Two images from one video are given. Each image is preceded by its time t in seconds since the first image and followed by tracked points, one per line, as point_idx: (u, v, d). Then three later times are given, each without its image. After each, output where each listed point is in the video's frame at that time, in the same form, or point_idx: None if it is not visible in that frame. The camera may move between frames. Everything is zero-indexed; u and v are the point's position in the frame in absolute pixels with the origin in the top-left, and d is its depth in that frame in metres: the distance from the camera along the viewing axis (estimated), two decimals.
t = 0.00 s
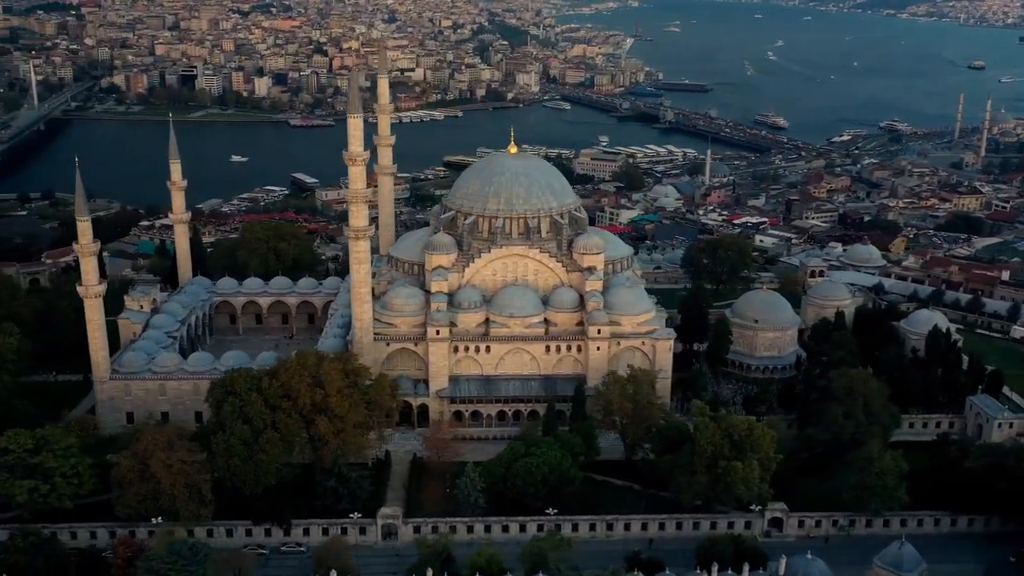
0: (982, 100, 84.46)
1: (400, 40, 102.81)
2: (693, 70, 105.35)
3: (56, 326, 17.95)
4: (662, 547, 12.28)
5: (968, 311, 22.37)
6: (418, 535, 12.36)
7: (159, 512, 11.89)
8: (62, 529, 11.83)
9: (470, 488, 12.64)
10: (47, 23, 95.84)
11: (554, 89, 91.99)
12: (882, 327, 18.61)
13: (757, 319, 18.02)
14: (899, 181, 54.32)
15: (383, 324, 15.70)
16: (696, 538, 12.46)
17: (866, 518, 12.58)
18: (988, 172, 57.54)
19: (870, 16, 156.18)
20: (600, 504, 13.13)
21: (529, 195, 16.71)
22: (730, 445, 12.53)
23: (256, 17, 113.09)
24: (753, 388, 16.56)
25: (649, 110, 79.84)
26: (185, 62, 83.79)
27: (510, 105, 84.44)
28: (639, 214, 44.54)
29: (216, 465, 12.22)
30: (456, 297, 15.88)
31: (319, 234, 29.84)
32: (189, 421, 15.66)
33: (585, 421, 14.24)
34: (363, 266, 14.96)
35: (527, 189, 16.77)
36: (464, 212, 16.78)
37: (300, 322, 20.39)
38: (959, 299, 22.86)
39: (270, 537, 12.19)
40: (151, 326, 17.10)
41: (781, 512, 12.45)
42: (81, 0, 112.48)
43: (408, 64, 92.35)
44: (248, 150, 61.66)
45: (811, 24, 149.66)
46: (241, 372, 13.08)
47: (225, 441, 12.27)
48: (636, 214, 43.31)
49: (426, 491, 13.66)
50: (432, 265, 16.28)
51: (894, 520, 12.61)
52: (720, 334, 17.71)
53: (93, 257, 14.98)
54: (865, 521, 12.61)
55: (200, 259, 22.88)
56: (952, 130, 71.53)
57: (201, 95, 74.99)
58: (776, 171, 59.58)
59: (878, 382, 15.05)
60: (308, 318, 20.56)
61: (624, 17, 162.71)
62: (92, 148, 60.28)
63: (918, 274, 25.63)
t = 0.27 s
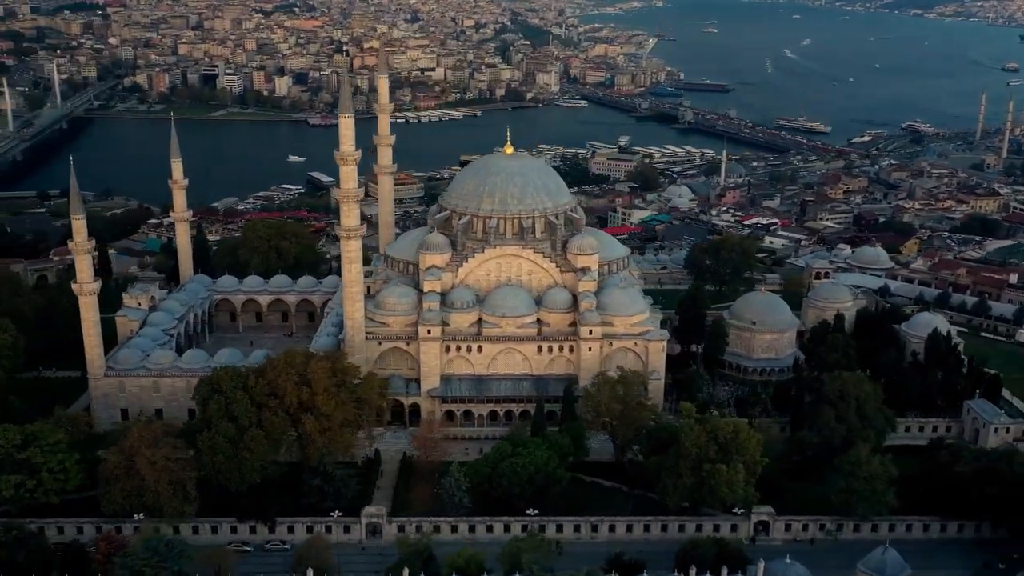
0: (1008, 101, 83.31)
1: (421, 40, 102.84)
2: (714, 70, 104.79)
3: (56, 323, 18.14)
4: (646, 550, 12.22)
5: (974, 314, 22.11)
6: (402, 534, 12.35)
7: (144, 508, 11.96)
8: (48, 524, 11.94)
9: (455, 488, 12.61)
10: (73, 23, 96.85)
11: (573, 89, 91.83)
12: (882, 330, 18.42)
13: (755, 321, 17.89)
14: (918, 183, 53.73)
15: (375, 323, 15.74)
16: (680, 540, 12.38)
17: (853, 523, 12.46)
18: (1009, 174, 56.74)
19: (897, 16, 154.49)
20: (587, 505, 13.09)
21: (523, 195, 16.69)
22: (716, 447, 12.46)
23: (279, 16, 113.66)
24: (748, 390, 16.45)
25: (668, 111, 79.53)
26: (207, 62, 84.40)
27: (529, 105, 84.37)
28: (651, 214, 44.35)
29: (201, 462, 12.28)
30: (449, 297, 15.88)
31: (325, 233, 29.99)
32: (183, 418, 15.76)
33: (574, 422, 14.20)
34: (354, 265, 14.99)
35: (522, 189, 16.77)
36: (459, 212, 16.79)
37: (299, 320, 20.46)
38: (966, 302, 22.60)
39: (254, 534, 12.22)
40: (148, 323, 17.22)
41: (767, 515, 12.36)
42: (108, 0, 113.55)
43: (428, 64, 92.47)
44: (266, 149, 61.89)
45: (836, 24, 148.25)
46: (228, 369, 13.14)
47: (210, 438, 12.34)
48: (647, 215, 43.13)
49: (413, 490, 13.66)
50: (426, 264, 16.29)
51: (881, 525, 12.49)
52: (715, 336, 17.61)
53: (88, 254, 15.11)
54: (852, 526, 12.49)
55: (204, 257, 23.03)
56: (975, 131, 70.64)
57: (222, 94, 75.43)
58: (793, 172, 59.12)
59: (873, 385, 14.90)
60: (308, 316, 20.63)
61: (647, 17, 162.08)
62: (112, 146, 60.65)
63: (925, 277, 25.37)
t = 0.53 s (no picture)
0: None
1: (438, 40, 102.77)
2: (732, 71, 104.30)
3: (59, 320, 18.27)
4: (636, 551, 12.18)
5: (980, 317, 21.90)
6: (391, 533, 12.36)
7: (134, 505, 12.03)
8: (40, 520, 12.03)
9: (444, 488, 12.61)
10: (93, 22, 97.55)
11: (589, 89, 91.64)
12: (883, 332, 18.28)
13: (754, 323, 17.77)
14: (933, 184, 53.24)
15: (371, 323, 15.77)
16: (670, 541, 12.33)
17: (845, 526, 12.37)
18: None
19: (919, 16, 153.05)
20: (578, 506, 13.05)
21: (520, 195, 16.69)
22: (705, 448, 12.41)
23: (298, 16, 114.02)
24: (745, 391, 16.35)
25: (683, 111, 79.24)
26: (225, 61, 84.78)
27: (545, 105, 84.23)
28: (661, 215, 44.19)
29: (191, 459, 12.32)
30: (445, 296, 15.88)
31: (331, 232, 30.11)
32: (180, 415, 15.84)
33: (566, 422, 14.16)
34: (349, 264, 15.02)
35: (519, 189, 16.77)
36: (456, 211, 16.80)
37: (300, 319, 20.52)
38: (971, 304, 22.39)
39: (244, 531, 12.26)
40: (147, 321, 17.32)
41: (757, 518, 12.30)
42: (128, 0, 114.26)
43: (444, 63, 92.52)
44: (283, 148, 62.06)
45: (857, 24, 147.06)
46: (220, 367, 13.20)
47: (200, 436, 12.39)
48: (656, 215, 42.94)
49: (406, 489, 13.66)
50: (422, 264, 16.29)
51: (873, 529, 12.40)
52: (713, 337, 17.54)
53: (85, 252, 15.22)
54: (844, 529, 12.40)
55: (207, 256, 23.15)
56: (994, 132, 69.89)
57: (238, 93, 75.71)
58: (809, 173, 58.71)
59: (869, 387, 14.79)
60: (309, 315, 20.69)
61: (667, 16, 161.48)
62: (129, 145, 61.02)
63: (932, 279, 25.17)
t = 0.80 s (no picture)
0: None
1: (456, 40, 102.74)
2: (750, 71, 103.76)
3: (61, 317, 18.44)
4: (625, 552, 12.16)
5: (987, 320, 21.71)
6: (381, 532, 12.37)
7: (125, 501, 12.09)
8: (32, 515, 12.11)
9: (435, 487, 12.61)
10: (114, 23, 98.30)
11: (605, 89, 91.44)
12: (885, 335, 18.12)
13: (754, 324, 17.65)
14: (948, 186, 52.70)
15: (367, 321, 15.81)
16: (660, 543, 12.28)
17: (837, 530, 12.27)
18: None
19: (942, 17, 151.56)
20: (569, 506, 13.03)
21: (518, 195, 16.69)
22: (696, 450, 12.37)
23: (317, 16, 114.40)
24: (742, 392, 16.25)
25: (700, 111, 78.92)
26: (243, 61, 85.21)
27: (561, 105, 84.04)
28: (671, 215, 44.02)
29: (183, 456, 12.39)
30: (441, 295, 15.87)
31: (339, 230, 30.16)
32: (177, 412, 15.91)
33: (560, 423, 14.14)
34: (345, 263, 15.05)
35: (517, 189, 16.76)
36: (454, 210, 16.81)
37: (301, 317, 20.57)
38: (978, 307, 22.19)
39: (235, 529, 12.30)
40: (147, 319, 17.42)
41: (748, 521, 12.22)
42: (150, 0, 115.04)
43: (461, 63, 92.58)
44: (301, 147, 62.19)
45: (879, 24, 145.80)
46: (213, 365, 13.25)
47: (192, 433, 12.45)
48: (666, 216, 42.76)
49: (398, 488, 13.68)
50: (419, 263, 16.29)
51: (864, 533, 12.31)
52: (712, 338, 17.47)
53: (83, 250, 15.32)
54: (836, 532, 12.30)
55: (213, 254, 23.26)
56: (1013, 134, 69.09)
57: (255, 93, 76.02)
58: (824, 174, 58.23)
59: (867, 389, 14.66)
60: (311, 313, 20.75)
61: (686, 17, 160.89)
62: (147, 144, 61.45)
63: (940, 281, 24.94)
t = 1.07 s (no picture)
0: None
1: (479, 40, 102.79)
2: (776, 71, 103.01)
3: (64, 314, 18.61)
4: (610, 554, 12.11)
5: (995, 324, 21.43)
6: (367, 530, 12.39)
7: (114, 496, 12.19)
8: (23, 510, 12.24)
9: (422, 486, 12.62)
10: (142, 22, 99.22)
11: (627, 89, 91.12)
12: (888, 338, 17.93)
13: (754, 326, 17.52)
14: (970, 188, 52.03)
15: (362, 320, 15.87)
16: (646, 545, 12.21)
17: (826, 535, 12.15)
18: None
19: (974, 18, 149.56)
20: (558, 507, 12.99)
21: (516, 194, 16.67)
22: (683, 452, 12.31)
23: (343, 15, 114.85)
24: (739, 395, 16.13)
25: (722, 112, 78.47)
26: (267, 60, 85.71)
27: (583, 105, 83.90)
28: (687, 216, 43.80)
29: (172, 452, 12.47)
30: (437, 295, 15.88)
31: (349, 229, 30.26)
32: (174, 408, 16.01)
33: (551, 423, 14.11)
34: (340, 261, 15.10)
35: (515, 188, 16.75)
36: (452, 210, 16.83)
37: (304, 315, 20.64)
38: (987, 310, 21.89)
39: (223, 525, 12.37)
40: (148, 315, 17.56)
41: (736, 524, 12.13)
42: None
43: (484, 63, 92.61)
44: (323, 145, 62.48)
45: (908, 24, 144.19)
46: (203, 363, 13.33)
47: (181, 429, 12.53)
48: (680, 217, 42.56)
49: (388, 487, 13.69)
50: (416, 262, 16.31)
51: (854, 538, 12.19)
52: (710, 340, 17.37)
53: (82, 247, 15.47)
54: (824, 537, 12.17)
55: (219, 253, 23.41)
56: None
57: (278, 91, 76.38)
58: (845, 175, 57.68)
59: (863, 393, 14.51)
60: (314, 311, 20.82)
61: (714, 17, 159.94)
62: (171, 142, 62.08)
63: (951, 284, 24.65)
